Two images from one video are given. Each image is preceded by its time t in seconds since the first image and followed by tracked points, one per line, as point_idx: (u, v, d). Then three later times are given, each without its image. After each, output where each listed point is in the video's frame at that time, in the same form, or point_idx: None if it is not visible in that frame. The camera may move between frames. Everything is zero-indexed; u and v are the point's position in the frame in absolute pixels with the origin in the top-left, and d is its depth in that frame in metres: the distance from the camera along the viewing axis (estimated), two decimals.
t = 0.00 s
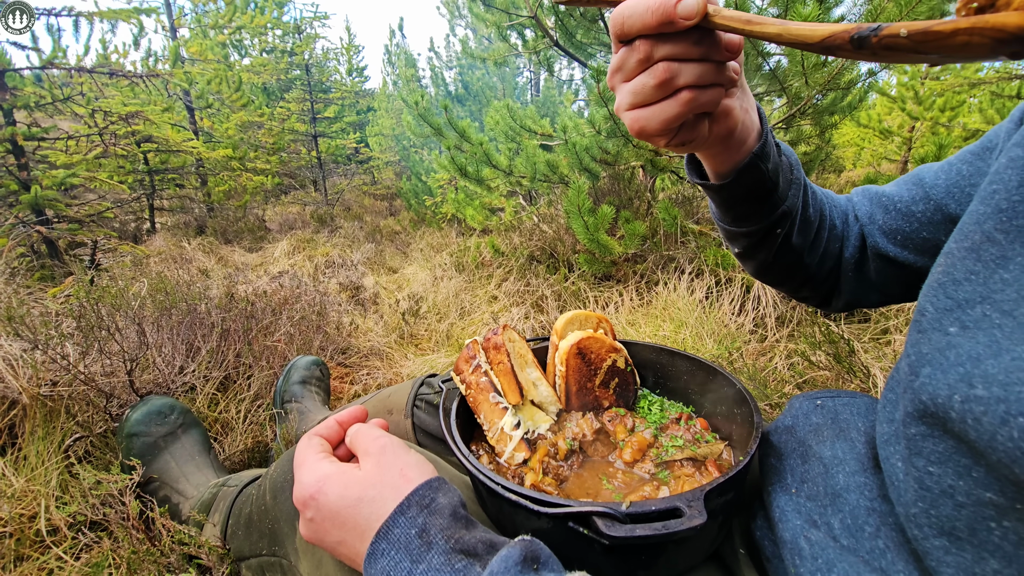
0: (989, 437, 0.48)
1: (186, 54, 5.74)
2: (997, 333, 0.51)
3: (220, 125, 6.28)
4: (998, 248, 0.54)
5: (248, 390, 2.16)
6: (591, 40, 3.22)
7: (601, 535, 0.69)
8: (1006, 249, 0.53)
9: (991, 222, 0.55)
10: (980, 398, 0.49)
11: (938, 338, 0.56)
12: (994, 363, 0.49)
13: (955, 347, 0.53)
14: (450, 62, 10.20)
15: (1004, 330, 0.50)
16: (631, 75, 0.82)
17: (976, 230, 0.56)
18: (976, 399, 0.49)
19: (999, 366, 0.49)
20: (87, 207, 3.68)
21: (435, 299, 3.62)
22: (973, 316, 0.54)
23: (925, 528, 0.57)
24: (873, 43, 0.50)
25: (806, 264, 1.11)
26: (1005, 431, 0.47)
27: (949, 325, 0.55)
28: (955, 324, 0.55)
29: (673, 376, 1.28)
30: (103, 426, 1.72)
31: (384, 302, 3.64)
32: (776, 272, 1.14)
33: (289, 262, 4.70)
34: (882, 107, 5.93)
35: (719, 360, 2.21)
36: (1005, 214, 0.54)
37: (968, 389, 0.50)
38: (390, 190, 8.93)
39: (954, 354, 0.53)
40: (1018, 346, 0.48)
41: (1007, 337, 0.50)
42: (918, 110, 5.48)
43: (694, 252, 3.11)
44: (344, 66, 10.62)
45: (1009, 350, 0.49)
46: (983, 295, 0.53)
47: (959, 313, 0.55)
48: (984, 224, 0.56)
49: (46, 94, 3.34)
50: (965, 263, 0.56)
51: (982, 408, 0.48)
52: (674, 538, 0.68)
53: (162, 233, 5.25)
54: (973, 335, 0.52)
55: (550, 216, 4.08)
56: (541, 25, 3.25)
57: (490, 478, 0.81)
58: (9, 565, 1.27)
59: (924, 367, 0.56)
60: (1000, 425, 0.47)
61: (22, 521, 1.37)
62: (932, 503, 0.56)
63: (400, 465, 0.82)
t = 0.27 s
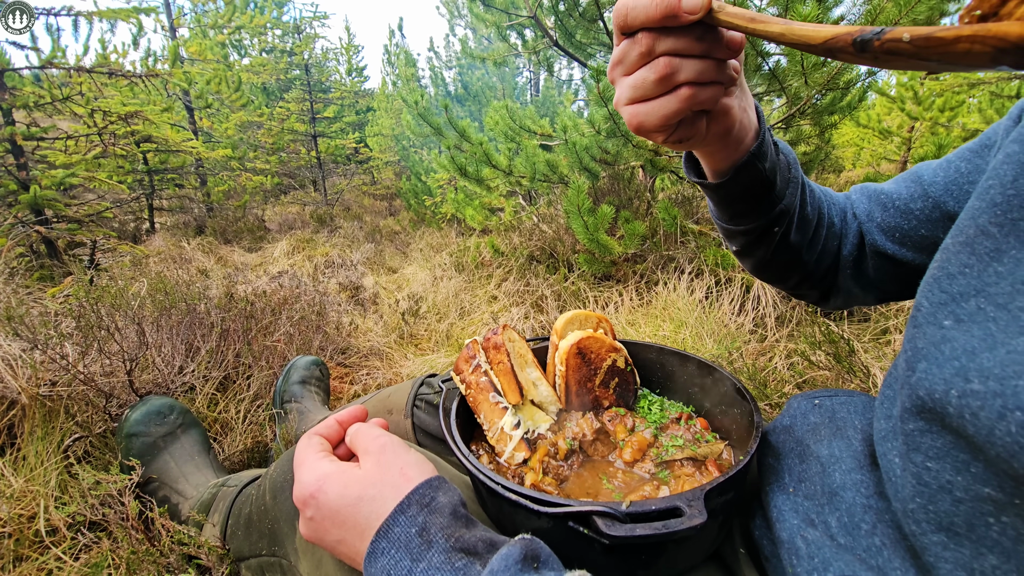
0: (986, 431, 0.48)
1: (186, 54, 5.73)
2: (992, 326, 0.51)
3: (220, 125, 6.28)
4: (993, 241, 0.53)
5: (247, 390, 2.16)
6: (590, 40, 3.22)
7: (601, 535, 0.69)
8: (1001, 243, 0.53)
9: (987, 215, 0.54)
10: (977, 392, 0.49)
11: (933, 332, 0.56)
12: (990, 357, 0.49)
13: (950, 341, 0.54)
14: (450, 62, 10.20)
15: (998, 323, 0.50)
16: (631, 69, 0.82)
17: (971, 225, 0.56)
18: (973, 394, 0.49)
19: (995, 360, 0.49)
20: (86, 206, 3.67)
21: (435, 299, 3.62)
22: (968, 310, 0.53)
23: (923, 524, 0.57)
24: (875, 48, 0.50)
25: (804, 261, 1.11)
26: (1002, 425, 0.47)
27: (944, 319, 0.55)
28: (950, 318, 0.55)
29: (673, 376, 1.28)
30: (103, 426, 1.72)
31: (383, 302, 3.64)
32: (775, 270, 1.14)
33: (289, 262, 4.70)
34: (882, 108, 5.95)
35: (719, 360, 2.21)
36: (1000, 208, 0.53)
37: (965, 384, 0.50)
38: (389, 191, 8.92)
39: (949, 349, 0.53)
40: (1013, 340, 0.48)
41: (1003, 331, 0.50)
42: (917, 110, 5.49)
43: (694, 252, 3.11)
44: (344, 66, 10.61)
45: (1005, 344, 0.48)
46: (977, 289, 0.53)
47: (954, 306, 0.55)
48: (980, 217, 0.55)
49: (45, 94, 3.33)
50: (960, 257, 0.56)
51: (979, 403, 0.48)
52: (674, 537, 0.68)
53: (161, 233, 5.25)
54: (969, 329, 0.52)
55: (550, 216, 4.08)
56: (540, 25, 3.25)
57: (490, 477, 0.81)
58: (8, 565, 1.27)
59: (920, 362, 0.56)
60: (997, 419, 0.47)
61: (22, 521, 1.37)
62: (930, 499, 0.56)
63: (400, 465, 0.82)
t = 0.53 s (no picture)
0: (985, 423, 0.48)
1: (187, 54, 5.74)
2: (986, 318, 0.51)
3: (220, 126, 6.28)
4: (989, 237, 0.53)
5: (248, 390, 2.16)
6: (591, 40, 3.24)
7: (602, 533, 0.69)
8: (997, 238, 0.53)
9: (984, 213, 0.55)
10: (973, 383, 0.49)
11: (929, 325, 0.56)
12: (986, 348, 0.49)
13: (945, 334, 0.53)
14: (450, 62, 10.21)
15: (993, 315, 0.50)
16: (603, 115, 0.87)
17: (968, 222, 0.56)
18: (970, 385, 0.49)
19: (990, 352, 0.49)
20: (87, 206, 3.67)
21: (435, 299, 3.62)
22: (963, 303, 0.53)
23: (921, 518, 0.57)
24: (799, 89, 0.54)
25: (801, 270, 1.13)
26: (1000, 416, 0.47)
27: (938, 312, 0.55)
28: (945, 311, 0.55)
29: (675, 377, 1.28)
30: (103, 425, 1.72)
31: (384, 302, 3.64)
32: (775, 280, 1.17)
33: (289, 262, 4.70)
34: (883, 108, 5.96)
35: (719, 360, 2.21)
36: (996, 206, 0.54)
37: (961, 375, 0.50)
38: (390, 191, 8.93)
39: (944, 341, 0.53)
40: (1008, 330, 0.48)
41: (997, 322, 0.49)
42: (918, 110, 5.48)
43: (694, 251, 3.11)
44: (344, 66, 10.62)
45: (999, 335, 0.48)
46: (972, 282, 0.53)
47: (948, 299, 0.55)
48: (977, 215, 0.55)
49: (46, 94, 3.34)
50: (957, 253, 0.56)
51: (976, 395, 0.49)
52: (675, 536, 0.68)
53: (162, 233, 5.25)
54: (964, 321, 0.52)
55: (550, 216, 4.09)
56: (541, 25, 3.25)
57: (491, 476, 0.81)
58: (8, 564, 1.27)
59: (916, 356, 0.56)
60: (994, 411, 0.47)
61: (22, 520, 1.37)
62: (928, 493, 0.56)
63: (400, 462, 0.82)
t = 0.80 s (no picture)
0: (977, 412, 0.48)
1: (187, 54, 5.73)
2: (980, 310, 0.51)
3: (220, 126, 6.28)
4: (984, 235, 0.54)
5: (247, 390, 2.16)
6: (591, 40, 3.26)
7: (601, 531, 0.69)
8: (993, 236, 0.53)
9: (980, 212, 0.56)
10: (966, 374, 0.49)
11: (924, 319, 0.56)
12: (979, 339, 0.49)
13: (939, 326, 0.54)
14: (450, 62, 10.21)
15: (986, 306, 0.50)
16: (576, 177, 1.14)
17: (965, 222, 0.57)
18: (963, 376, 0.49)
19: (982, 342, 0.49)
20: (87, 206, 3.66)
21: (435, 299, 3.62)
22: (958, 296, 0.53)
23: (915, 510, 0.57)
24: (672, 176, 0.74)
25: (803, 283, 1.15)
26: (992, 405, 0.47)
27: (933, 306, 0.55)
28: (940, 305, 0.55)
29: (675, 377, 1.28)
30: (103, 425, 1.72)
31: (384, 302, 3.64)
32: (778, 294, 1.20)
33: (289, 262, 4.70)
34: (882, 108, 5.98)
35: (719, 360, 2.21)
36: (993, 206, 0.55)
37: (954, 366, 0.51)
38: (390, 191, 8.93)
39: (938, 334, 0.53)
40: (1000, 321, 0.49)
41: (990, 313, 0.50)
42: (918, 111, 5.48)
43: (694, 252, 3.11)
44: (344, 66, 10.61)
45: (992, 325, 0.49)
46: (968, 277, 0.53)
47: (943, 293, 0.55)
48: (974, 215, 0.56)
49: (46, 94, 3.34)
50: (954, 250, 0.56)
51: (969, 385, 0.49)
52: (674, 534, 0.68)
53: (162, 233, 5.25)
54: (958, 314, 0.52)
55: (550, 216, 4.09)
56: (541, 25, 3.26)
57: (490, 474, 0.81)
58: (8, 564, 1.27)
59: (912, 349, 0.56)
60: (986, 399, 0.48)
61: (22, 520, 1.37)
62: (922, 485, 0.56)
63: (400, 460, 0.82)
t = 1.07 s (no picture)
0: (978, 411, 0.48)
1: (187, 53, 5.73)
2: (983, 310, 0.50)
3: (220, 125, 6.28)
4: (991, 240, 0.54)
5: (248, 390, 2.16)
6: (591, 40, 3.23)
7: (600, 530, 0.69)
8: (1000, 240, 0.53)
9: (987, 217, 0.55)
10: (967, 372, 0.49)
11: (927, 318, 0.55)
12: (980, 337, 0.49)
13: (942, 326, 0.53)
14: (450, 62, 10.21)
15: (988, 306, 0.50)
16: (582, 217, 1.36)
17: (970, 226, 0.56)
18: (964, 374, 0.49)
19: (983, 340, 0.49)
20: (87, 206, 3.66)
21: (435, 299, 3.62)
22: (961, 297, 0.53)
23: (915, 509, 0.57)
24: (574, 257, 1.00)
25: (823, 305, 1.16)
26: (992, 403, 0.47)
27: (937, 306, 0.55)
28: (943, 305, 0.54)
29: (677, 377, 1.27)
30: (104, 425, 1.73)
31: (384, 302, 3.63)
32: (798, 315, 1.23)
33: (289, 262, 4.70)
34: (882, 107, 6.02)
35: (719, 360, 2.21)
36: (999, 211, 0.54)
37: (955, 365, 0.50)
38: (390, 191, 8.93)
39: (941, 333, 0.53)
40: (1002, 320, 0.48)
41: (992, 313, 0.49)
42: (919, 110, 5.48)
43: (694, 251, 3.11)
44: (344, 66, 10.60)
45: (994, 325, 0.49)
46: (971, 279, 0.53)
47: (946, 294, 0.55)
48: (978, 221, 0.56)
49: (46, 94, 3.34)
50: (959, 254, 0.56)
51: (970, 383, 0.48)
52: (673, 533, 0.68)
53: (162, 233, 5.25)
54: (960, 313, 0.52)
55: (550, 216, 4.09)
56: (540, 24, 3.26)
57: (490, 473, 0.81)
58: (9, 564, 1.27)
59: (915, 349, 0.55)
60: (988, 398, 0.47)
61: (23, 519, 1.37)
62: (922, 484, 0.56)
63: (400, 459, 0.82)
